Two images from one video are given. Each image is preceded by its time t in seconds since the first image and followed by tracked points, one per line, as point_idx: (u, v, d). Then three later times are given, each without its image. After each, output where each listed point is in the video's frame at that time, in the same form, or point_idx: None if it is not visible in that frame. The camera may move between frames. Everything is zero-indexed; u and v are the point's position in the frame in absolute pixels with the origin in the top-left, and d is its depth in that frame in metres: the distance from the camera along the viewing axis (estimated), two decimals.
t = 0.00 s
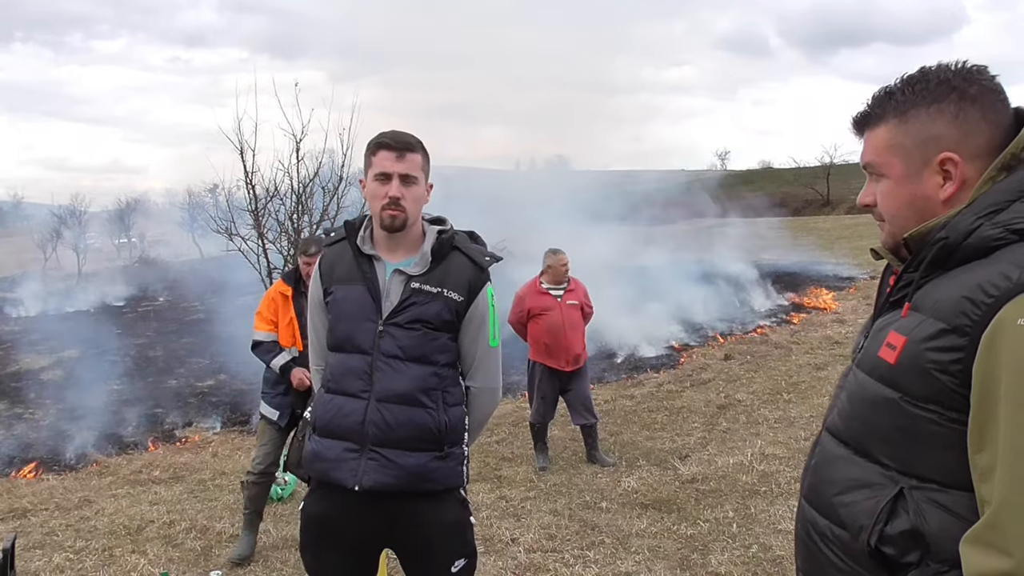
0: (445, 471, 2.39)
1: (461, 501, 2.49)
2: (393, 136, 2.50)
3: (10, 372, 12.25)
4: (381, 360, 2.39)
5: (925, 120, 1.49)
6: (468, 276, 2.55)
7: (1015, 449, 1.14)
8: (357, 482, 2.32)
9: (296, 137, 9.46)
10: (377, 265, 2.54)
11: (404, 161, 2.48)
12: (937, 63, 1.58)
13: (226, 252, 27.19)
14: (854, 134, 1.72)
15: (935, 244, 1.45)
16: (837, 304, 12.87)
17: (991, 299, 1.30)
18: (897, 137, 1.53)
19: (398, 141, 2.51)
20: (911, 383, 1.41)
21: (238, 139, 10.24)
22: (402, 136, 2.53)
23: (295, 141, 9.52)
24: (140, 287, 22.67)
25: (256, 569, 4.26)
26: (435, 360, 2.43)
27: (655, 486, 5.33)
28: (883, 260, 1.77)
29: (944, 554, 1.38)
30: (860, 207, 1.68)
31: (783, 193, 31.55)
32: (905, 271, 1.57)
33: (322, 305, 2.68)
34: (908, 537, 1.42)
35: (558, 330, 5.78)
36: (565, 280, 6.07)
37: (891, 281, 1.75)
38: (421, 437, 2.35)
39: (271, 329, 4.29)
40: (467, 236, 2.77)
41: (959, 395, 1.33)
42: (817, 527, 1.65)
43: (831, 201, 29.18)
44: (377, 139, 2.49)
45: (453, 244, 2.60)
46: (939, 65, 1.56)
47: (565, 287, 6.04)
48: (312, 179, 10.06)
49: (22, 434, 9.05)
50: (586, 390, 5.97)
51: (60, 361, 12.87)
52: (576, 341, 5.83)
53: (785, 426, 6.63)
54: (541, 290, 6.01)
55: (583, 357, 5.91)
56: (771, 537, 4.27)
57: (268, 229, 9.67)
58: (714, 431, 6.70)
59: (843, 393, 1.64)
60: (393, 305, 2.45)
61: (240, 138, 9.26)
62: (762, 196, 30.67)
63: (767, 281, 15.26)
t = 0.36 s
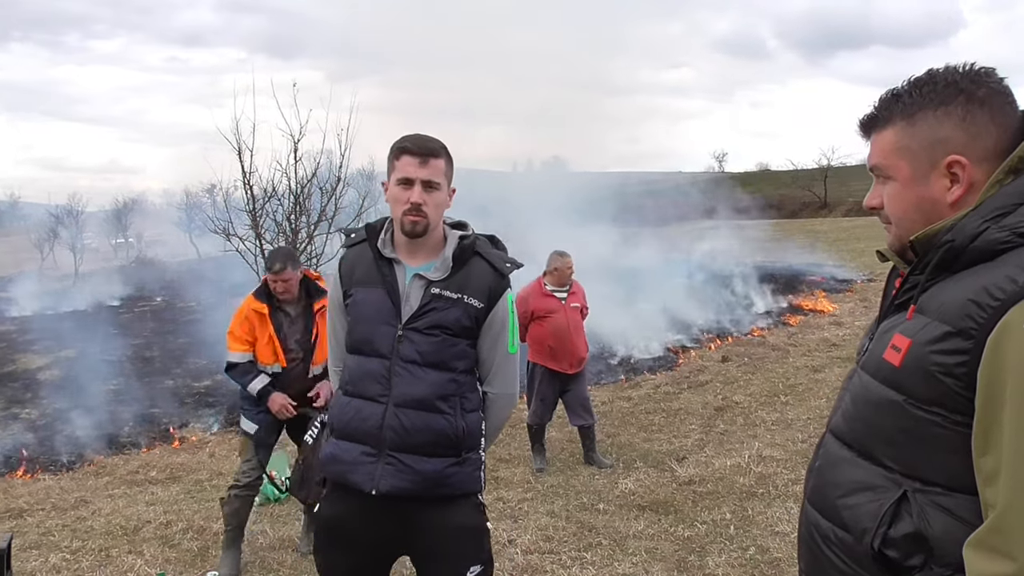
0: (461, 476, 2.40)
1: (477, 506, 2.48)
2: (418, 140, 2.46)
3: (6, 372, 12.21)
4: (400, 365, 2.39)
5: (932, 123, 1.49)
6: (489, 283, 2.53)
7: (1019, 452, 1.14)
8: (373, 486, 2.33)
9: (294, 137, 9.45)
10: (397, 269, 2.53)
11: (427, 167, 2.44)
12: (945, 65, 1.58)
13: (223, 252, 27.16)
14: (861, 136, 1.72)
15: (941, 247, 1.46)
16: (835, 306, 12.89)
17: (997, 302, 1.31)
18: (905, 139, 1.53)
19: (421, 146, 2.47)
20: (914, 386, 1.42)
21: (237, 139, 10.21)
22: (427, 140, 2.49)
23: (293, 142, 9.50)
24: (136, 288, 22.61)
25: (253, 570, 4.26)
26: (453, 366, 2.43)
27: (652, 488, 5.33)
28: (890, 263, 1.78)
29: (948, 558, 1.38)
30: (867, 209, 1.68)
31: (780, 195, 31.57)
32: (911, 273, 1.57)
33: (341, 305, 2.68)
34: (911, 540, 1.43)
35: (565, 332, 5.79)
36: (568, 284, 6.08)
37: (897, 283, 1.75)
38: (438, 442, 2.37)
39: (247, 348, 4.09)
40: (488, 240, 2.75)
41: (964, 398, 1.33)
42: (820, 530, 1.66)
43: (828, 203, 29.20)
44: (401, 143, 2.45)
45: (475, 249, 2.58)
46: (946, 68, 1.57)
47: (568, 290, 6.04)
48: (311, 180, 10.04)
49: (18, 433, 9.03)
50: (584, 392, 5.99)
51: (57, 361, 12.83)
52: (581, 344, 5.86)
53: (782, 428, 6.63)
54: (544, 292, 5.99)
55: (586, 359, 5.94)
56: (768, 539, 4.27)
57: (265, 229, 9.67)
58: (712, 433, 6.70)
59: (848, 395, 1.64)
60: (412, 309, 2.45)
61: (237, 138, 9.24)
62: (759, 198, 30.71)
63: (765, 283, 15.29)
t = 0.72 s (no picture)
0: (495, 481, 2.41)
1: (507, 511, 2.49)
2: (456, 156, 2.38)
3: None
4: (431, 371, 2.39)
5: (930, 120, 1.50)
6: (519, 287, 2.51)
7: (1016, 452, 1.15)
8: (407, 492, 2.35)
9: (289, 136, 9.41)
10: (427, 274, 2.52)
11: (462, 187, 2.38)
12: (942, 63, 1.59)
13: (218, 252, 27.10)
14: (857, 133, 1.73)
15: (938, 245, 1.46)
16: (830, 304, 12.92)
17: (995, 300, 1.31)
18: (902, 136, 1.54)
19: (458, 163, 2.39)
20: (912, 384, 1.42)
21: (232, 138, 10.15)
22: (465, 156, 2.40)
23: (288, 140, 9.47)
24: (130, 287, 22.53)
25: (249, 569, 4.26)
26: (485, 372, 2.42)
27: (647, 486, 5.34)
28: (884, 261, 1.78)
29: (944, 556, 1.39)
30: (864, 207, 1.68)
31: (774, 193, 31.61)
32: (907, 272, 1.58)
33: (371, 309, 2.68)
34: (908, 539, 1.43)
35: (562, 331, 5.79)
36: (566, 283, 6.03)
37: (892, 282, 1.76)
38: (470, 449, 2.37)
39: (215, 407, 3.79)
40: (519, 242, 2.72)
41: (962, 396, 1.34)
42: (814, 528, 1.66)
43: (823, 202, 29.25)
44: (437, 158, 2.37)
45: (505, 253, 2.55)
46: (942, 66, 1.57)
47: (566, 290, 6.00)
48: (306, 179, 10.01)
49: (13, 433, 8.99)
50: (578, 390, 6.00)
51: (51, 361, 12.78)
52: (579, 343, 5.84)
53: (778, 426, 6.65)
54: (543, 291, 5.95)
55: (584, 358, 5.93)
56: (764, 538, 4.28)
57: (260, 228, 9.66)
58: (707, 432, 6.71)
59: (843, 394, 1.65)
60: (442, 315, 2.44)
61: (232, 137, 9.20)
62: (753, 196, 30.75)
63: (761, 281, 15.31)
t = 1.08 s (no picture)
0: (502, 485, 2.40)
1: (514, 513, 2.48)
2: (468, 187, 2.27)
3: None
4: (440, 374, 2.40)
5: (920, 119, 1.50)
6: (530, 291, 2.48)
7: (1006, 450, 1.15)
8: (415, 494, 2.36)
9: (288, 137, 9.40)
10: (439, 277, 2.52)
11: (473, 219, 2.31)
12: (931, 62, 1.59)
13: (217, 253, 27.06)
14: (848, 132, 1.73)
15: (929, 243, 1.46)
16: (830, 303, 12.92)
17: (985, 298, 1.31)
18: (892, 135, 1.54)
19: (469, 195, 2.28)
20: (903, 382, 1.43)
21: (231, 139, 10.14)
22: (477, 186, 2.29)
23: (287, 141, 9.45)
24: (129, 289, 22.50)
25: (250, 570, 4.27)
26: (495, 376, 2.42)
27: (646, 485, 5.34)
28: (876, 258, 1.78)
29: (935, 553, 1.39)
30: (856, 206, 1.68)
31: (772, 191, 31.62)
32: (898, 270, 1.58)
33: (384, 310, 2.70)
34: (899, 535, 1.44)
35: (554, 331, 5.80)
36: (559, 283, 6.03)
37: (883, 280, 1.77)
38: (478, 452, 2.36)
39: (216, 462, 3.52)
40: (534, 245, 2.70)
41: (951, 394, 1.34)
42: (807, 525, 1.66)
43: (821, 200, 29.26)
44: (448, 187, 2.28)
45: (517, 256, 2.53)
46: (931, 64, 1.58)
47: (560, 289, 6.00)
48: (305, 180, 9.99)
49: (13, 436, 8.99)
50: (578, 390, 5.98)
51: (50, 363, 12.77)
52: (574, 342, 5.81)
53: (777, 425, 6.65)
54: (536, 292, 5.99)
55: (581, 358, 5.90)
56: (762, 536, 4.28)
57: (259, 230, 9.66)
58: (706, 431, 6.72)
59: (835, 391, 1.65)
60: (453, 318, 2.44)
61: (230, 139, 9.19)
62: (751, 195, 30.73)
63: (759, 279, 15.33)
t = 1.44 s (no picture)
0: (477, 479, 2.40)
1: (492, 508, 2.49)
2: (421, 176, 2.31)
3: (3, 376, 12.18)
4: (414, 368, 2.40)
5: (921, 118, 1.50)
6: (504, 284, 2.50)
7: (1008, 450, 1.15)
8: (388, 489, 2.35)
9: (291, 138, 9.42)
10: (412, 272, 2.52)
11: (430, 206, 2.34)
12: (933, 62, 1.59)
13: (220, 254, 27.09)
14: (849, 132, 1.73)
15: (930, 242, 1.46)
16: (833, 302, 12.90)
17: (986, 298, 1.31)
18: (893, 135, 1.54)
19: (423, 184, 2.32)
20: (904, 382, 1.42)
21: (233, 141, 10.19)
22: (431, 174, 2.32)
23: (290, 142, 9.48)
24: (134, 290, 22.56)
25: (254, 570, 4.28)
26: (468, 369, 2.43)
27: (650, 485, 5.34)
28: (877, 258, 1.78)
29: (937, 552, 1.39)
30: (858, 205, 1.68)
31: (775, 191, 31.58)
32: (899, 269, 1.58)
33: (359, 308, 2.71)
34: (901, 534, 1.43)
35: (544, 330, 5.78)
36: (557, 282, 6.05)
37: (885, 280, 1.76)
38: (453, 446, 2.36)
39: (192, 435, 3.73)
40: (507, 241, 2.72)
41: (953, 394, 1.34)
42: (809, 525, 1.66)
43: (824, 199, 29.22)
44: (403, 178, 2.32)
45: (490, 251, 2.55)
46: (932, 64, 1.58)
47: (557, 289, 6.01)
48: (308, 181, 10.01)
49: (15, 438, 9.02)
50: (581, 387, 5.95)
51: (54, 365, 12.80)
52: (564, 342, 5.76)
53: (780, 424, 6.65)
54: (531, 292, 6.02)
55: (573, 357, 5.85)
56: (767, 535, 4.27)
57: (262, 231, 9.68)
58: (710, 430, 6.71)
59: (837, 391, 1.65)
60: (427, 312, 2.45)
61: (233, 139, 9.21)
62: (754, 194, 30.71)
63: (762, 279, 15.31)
